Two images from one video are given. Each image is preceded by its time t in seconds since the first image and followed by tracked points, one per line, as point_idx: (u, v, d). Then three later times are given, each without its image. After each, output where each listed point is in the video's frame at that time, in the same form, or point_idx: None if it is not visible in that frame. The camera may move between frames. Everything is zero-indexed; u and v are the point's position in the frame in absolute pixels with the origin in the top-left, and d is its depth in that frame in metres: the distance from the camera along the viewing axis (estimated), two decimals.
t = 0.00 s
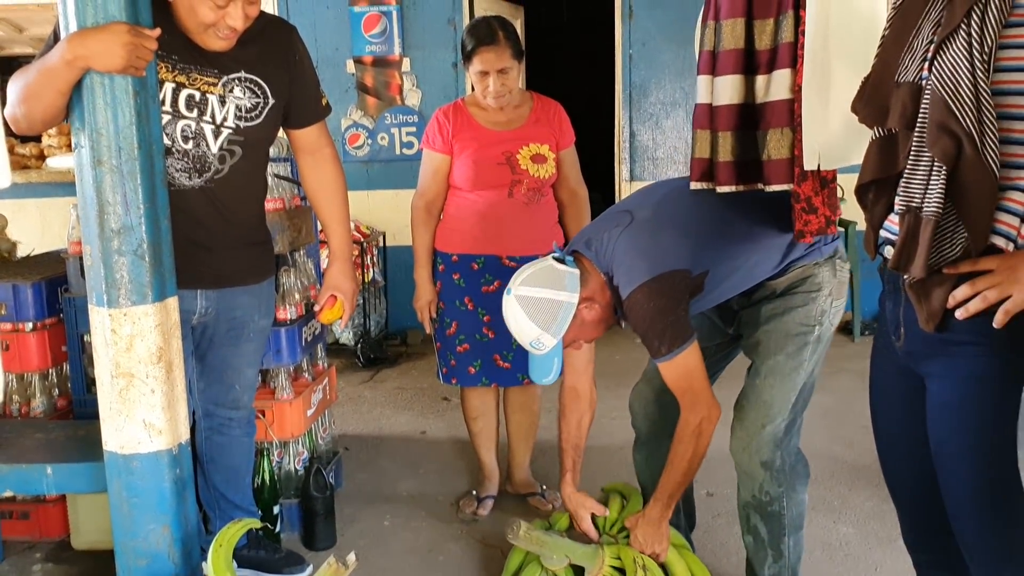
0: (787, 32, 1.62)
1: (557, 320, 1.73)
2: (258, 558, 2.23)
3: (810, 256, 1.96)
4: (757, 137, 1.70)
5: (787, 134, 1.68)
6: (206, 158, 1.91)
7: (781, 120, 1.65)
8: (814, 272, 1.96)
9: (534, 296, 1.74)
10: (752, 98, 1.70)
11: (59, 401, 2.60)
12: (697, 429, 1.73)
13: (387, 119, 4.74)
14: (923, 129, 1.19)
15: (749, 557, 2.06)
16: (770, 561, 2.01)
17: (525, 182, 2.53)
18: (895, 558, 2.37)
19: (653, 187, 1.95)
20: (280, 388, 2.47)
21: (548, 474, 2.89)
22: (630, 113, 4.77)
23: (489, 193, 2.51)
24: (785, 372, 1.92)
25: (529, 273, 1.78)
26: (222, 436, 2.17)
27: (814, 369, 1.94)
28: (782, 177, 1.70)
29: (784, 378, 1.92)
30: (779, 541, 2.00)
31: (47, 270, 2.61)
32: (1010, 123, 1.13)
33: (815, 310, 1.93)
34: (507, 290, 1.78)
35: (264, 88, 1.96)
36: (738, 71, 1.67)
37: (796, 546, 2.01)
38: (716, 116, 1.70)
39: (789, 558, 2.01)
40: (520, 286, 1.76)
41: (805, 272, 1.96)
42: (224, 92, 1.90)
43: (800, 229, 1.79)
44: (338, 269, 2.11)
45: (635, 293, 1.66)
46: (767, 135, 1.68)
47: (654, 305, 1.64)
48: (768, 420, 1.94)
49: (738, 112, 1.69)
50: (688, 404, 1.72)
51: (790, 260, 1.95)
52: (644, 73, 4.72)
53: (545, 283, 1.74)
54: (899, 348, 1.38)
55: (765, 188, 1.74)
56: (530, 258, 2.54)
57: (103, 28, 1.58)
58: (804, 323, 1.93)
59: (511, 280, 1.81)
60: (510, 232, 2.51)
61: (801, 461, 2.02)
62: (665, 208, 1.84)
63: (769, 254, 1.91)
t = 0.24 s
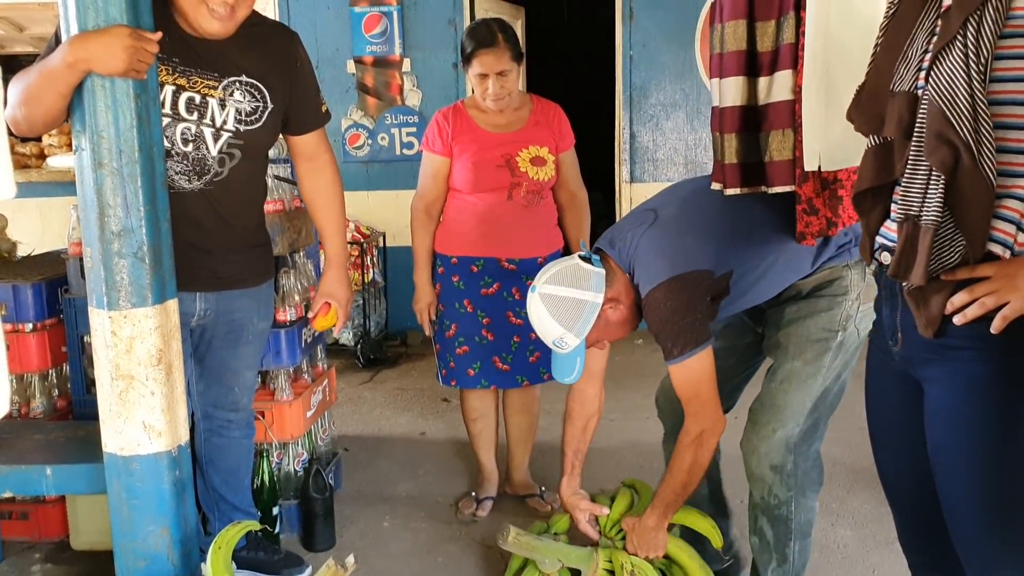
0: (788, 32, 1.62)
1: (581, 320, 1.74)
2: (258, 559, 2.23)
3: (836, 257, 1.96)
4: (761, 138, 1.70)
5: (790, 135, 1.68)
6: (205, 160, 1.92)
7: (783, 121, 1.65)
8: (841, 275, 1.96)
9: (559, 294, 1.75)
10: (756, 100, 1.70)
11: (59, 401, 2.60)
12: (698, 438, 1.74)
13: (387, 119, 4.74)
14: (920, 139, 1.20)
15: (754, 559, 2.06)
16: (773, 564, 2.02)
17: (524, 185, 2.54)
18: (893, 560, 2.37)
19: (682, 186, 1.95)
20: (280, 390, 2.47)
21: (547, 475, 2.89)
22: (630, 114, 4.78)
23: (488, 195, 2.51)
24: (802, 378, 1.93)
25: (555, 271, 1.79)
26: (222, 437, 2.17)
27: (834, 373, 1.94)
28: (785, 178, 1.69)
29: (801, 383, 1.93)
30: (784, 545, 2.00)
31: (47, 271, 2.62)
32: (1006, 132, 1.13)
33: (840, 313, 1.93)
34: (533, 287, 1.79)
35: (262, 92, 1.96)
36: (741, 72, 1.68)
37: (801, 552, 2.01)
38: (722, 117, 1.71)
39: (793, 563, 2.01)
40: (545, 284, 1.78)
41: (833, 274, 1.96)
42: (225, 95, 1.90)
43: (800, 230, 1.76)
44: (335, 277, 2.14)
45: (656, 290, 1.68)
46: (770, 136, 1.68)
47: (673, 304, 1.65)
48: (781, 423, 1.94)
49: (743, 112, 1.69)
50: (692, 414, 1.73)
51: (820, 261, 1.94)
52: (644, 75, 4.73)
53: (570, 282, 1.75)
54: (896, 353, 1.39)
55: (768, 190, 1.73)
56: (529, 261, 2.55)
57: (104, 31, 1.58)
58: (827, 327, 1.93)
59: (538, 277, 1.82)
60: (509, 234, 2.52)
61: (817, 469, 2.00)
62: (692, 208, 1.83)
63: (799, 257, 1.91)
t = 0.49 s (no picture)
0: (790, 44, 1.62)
1: (581, 336, 1.75)
2: (257, 565, 2.24)
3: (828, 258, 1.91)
4: (766, 150, 1.72)
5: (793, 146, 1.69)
6: (207, 168, 1.92)
7: (786, 132, 1.66)
8: (832, 274, 1.92)
9: (559, 312, 1.76)
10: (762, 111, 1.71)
11: (60, 406, 2.61)
12: (698, 450, 1.74)
13: (389, 122, 4.75)
14: (921, 153, 1.20)
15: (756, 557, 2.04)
16: (777, 564, 2.00)
17: (525, 191, 2.54)
18: (893, 568, 2.37)
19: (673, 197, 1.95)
20: (280, 394, 2.47)
21: (547, 481, 2.90)
22: (632, 118, 4.78)
23: (490, 202, 2.51)
24: (797, 375, 1.92)
25: (554, 289, 1.81)
26: (223, 444, 2.18)
27: (829, 370, 1.93)
28: (790, 189, 1.70)
29: (796, 381, 1.91)
30: (787, 543, 1.99)
31: (49, 276, 2.62)
32: (1006, 146, 1.13)
33: (832, 312, 1.90)
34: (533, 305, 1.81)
35: (264, 99, 1.96)
36: (747, 84, 1.69)
37: (803, 550, 2.00)
38: (729, 130, 1.72)
39: (796, 562, 2.00)
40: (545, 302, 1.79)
41: (823, 273, 1.93)
42: (227, 102, 1.90)
43: (801, 241, 1.72)
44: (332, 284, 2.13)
45: (652, 304, 1.68)
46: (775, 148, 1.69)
47: (669, 315, 1.66)
48: (778, 421, 1.93)
49: (749, 124, 1.71)
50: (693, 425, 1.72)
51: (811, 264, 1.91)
52: (646, 79, 4.73)
53: (570, 299, 1.77)
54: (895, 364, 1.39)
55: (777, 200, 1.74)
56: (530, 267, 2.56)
57: (108, 41, 1.58)
58: (819, 326, 1.91)
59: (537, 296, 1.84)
60: (511, 240, 2.53)
61: (817, 468, 2.02)
62: (683, 217, 1.83)
63: (790, 260, 1.89)
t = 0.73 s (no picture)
0: (788, 40, 1.63)
1: (567, 326, 1.79)
2: (257, 550, 2.26)
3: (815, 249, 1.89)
4: (758, 144, 1.71)
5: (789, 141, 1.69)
6: (203, 156, 1.92)
7: (782, 127, 1.66)
8: (819, 263, 1.90)
9: (546, 305, 1.81)
10: (753, 104, 1.70)
11: (59, 391, 2.61)
12: (686, 436, 1.75)
13: (386, 103, 4.73)
14: (925, 152, 1.20)
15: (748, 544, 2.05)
16: (770, 550, 2.02)
17: (523, 177, 2.54)
18: (889, 556, 2.38)
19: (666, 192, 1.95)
20: (278, 381, 2.48)
21: (544, 466, 2.91)
22: (631, 100, 4.76)
23: (487, 189, 2.51)
24: (786, 363, 1.90)
25: (541, 284, 1.86)
26: (220, 431, 2.18)
27: (818, 359, 1.91)
28: (784, 184, 1.71)
29: (785, 368, 1.90)
30: (779, 529, 2.00)
31: (46, 261, 2.62)
32: (1010, 146, 1.14)
33: (819, 301, 1.89)
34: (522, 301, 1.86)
35: (261, 87, 1.96)
36: (739, 76, 1.68)
37: (795, 535, 2.02)
38: (720, 122, 1.71)
39: (788, 547, 2.02)
40: (533, 297, 1.84)
41: (811, 263, 1.90)
42: (223, 90, 1.90)
43: (801, 237, 1.78)
44: (331, 278, 2.16)
45: (634, 294, 1.70)
46: (768, 142, 1.69)
47: (649, 304, 1.68)
48: (768, 408, 1.92)
49: (740, 117, 1.70)
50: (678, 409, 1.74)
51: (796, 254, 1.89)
52: (645, 61, 4.71)
53: (556, 292, 1.82)
54: (893, 362, 1.40)
55: (765, 194, 1.74)
56: (529, 255, 2.57)
57: (104, 27, 1.57)
58: (806, 314, 1.89)
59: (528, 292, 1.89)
60: (509, 227, 2.53)
61: (806, 456, 2.03)
62: (668, 213, 1.85)
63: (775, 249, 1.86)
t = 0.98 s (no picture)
0: (783, 55, 1.63)
1: (561, 333, 1.78)
2: (255, 558, 2.26)
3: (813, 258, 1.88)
4: (751, 156, 1.70)
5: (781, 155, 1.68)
6: (204, 167, 1.92)
7: (775, 141, 1.65)
8: (816, 273, 1.89)
9: (541, 310, 1.80)
10: (747, 118, 1.70)
11: (60, 397, 2.62)
12: (677, 448, 1.75)
13: (388, 105, 4.73)
14: (925, 171, 1.21)
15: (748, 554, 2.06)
16: (770, 560, 2.02)
17: (524, 186, 2.54)
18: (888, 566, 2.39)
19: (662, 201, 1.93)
20: (279, 387, 2.47)
21: (543, 472, 2.91)
22: (632, 102, 4.76)
23: (488, 197, 2.51)
24: (784, 371, 1.89)
25: (538, 289, 1.85)
26: (219, 439, 2.19)
27: (817, 368, 1.90)
28: (776, 198, 1.68)
29: (784, 377, 1.89)
30: (778, 540, 2.01)
31: (48, 267, 2.63)
32: (1009, 169, 1.13)
33: (817, 310, 1.87)
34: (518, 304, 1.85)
35: (262, 100, 1.96)
36: (733, 90, 1.68)
37: (795, 545, 2.02)
38: (711, 134, 1.70)
39: (788, 557, 2.02)
40: (529, 301, 1.83)
41: (807, 272, 1.89)
42: (225, 102, 1.90)
43: (791, 250, 1.73)
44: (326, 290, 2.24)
45: (626, 304, 1.69)
46: (761, 154, 1.68)
47: (642, 313, 1.67)
48: (767, 418, 1.92)
49: (733, 130, 1.70)
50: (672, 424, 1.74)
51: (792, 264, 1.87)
52: (646, 63, 4.71)
53: (551, 298, 1.80)
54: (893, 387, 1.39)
55: (757, 205, 1.72)
56: (529, 263, 2.57)
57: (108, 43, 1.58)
58: (804, 324, 1.88)
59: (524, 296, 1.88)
60: (510, 235, 2.53)
61: (805, 465, 2.02)
62: (662, 222, 1.83)
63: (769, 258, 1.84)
